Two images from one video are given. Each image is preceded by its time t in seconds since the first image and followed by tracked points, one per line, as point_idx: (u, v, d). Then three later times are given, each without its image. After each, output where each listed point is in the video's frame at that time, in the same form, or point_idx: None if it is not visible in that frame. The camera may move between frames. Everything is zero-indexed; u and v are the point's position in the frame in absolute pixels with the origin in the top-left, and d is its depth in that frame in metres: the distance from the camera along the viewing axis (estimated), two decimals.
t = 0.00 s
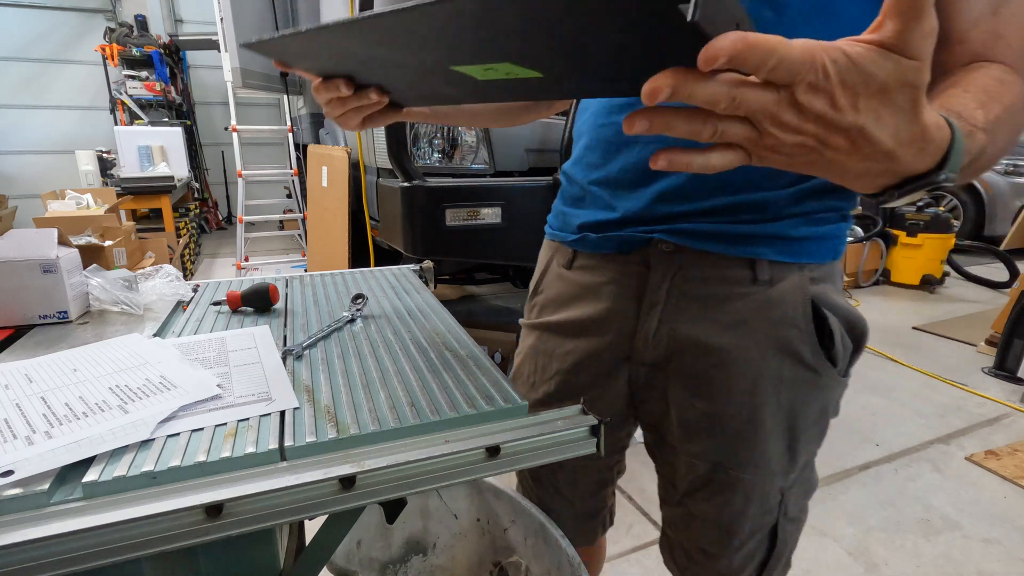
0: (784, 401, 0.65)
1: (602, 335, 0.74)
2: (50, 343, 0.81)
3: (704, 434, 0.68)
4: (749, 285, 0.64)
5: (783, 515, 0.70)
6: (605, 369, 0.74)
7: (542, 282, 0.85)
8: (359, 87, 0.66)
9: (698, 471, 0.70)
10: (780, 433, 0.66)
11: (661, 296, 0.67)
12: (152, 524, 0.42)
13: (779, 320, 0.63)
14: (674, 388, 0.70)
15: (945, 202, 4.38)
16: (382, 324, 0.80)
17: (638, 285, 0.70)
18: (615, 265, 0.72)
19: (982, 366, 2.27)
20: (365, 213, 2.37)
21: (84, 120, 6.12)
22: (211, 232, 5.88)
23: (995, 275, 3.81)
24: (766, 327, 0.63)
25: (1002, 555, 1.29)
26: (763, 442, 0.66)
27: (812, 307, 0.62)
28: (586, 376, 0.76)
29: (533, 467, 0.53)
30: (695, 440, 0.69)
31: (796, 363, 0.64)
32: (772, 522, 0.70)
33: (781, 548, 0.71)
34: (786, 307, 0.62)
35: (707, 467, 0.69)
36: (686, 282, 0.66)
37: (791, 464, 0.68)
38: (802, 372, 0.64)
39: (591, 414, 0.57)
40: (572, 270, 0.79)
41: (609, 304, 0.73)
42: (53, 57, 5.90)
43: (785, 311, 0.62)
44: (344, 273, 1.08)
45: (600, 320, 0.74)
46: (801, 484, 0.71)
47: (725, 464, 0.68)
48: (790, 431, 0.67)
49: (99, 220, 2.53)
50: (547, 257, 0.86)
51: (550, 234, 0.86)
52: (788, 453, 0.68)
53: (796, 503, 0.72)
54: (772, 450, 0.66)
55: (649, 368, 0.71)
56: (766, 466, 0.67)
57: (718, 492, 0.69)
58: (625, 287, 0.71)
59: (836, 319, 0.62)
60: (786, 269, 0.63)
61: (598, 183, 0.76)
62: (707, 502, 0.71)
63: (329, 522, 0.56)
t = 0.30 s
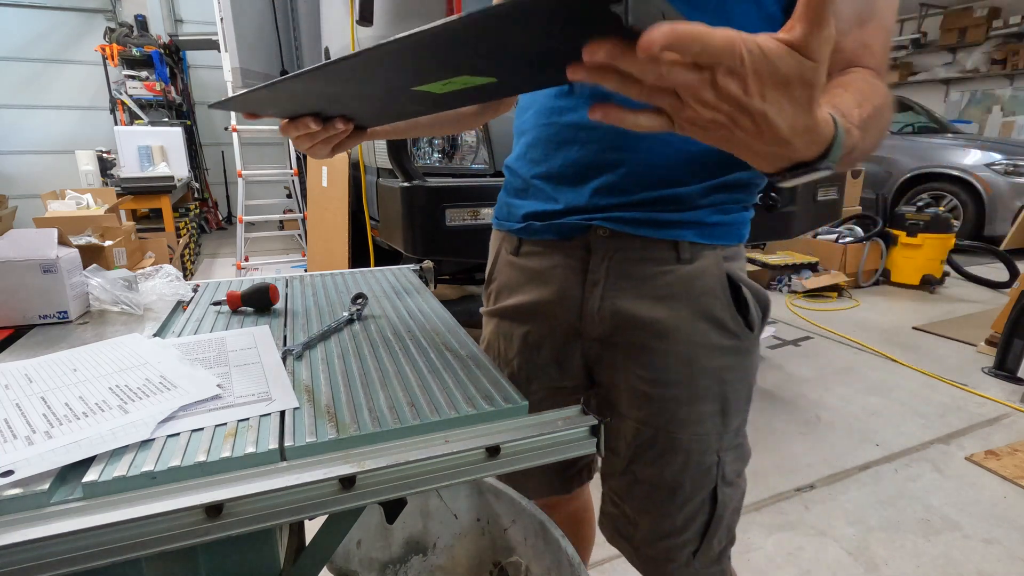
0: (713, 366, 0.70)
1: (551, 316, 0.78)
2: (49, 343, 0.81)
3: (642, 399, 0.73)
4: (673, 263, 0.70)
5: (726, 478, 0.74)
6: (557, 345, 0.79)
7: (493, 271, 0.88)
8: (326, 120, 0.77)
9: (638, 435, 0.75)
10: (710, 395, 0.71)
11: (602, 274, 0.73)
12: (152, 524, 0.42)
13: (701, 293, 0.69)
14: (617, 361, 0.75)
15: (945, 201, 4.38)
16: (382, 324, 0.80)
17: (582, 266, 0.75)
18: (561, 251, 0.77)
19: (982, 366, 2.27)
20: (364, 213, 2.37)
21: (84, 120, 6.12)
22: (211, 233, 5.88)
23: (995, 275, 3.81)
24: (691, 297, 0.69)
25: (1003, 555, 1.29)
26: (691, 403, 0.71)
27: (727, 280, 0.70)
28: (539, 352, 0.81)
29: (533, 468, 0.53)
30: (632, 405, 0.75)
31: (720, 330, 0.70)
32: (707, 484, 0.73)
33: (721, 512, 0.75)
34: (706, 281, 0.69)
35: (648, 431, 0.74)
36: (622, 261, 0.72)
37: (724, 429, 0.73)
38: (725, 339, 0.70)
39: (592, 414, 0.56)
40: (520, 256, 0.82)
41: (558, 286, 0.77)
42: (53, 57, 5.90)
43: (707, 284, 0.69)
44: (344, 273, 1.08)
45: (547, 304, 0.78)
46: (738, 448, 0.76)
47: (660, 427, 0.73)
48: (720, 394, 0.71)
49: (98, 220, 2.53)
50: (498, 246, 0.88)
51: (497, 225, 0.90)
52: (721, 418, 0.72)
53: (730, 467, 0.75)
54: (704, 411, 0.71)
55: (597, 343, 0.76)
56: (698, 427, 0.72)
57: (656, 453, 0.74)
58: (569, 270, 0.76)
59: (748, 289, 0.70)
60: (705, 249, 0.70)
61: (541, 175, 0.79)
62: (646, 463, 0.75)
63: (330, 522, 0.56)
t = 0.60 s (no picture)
0: (679, 336, 0.74)
1: (535, 305, 0.79)
2: (49, 343, 0.81)
3: (618, 370, 0.74)
4: (643, 247, 0.73)
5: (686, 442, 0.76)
6: (539, 330, 0.79)
7: (477, 267, 0.87)
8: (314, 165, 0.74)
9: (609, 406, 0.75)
10: (675, 363, 0.74)
11: (584, 262, 0.74)
12: (152, 524, 0.42)
13: (669, 268, 0.73)
14: (595, 338, 0.76)
15: (945, 201, 4.37)
16: (382, 324, 0.80)
17: (566, 257, 0.76)
18: (545, 246, 0.77)
19: (982, 366, 2.27)
20: (364, 213, 2.37)
21: (84, 120, 6.12)
22: (211, 233, 5.88)
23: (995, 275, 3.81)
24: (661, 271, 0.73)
25: (1002, 555, 1.29)
26: (658, 370, 0.73)
27: (689, 258, 0.75)
28: (522, 340, 0.82)
29: (532, 467, 0.53)
30: (606, 376, 0.75)
31: (682, 301, 0.74)
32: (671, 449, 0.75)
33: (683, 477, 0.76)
34: (671, 258, 0.74)
35: (618, 401, 0.74)
36: (602, 249, 0.73)
37: (684, 394, 0.75)
38: (687, 309, 0.75)
39: (592, 414, 0.56)
40: (503, 253, 0.82)
41: (545, 277, 0.77)
42: (53, 57, 5.90)
43: (673, 261, 0.74)
44: (344, 273, 1.08)
45: (533, 294, 0.78)
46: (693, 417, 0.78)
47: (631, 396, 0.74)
48: (683, 361, 0.74)
49: (99, 220, 2.53)
50: (476, 244, 0.88)
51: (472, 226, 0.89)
52: (684, 384, 0.75)
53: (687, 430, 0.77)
54: (669, 378, 0.74)
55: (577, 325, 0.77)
56: (665, 395, 0.74)
57: (627, 420, 0.74)
58: (552, 260, 0.76)
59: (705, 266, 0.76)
60: (670, 234, 0.74)
61: (516, 177, 0.79)
62: (615, 432, 0.75)
63: (330, 523, 0.56)
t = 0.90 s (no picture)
0: (675, 329, 0.75)
1: (532, 303, 0.79)
2: (50, 343, 0.81)
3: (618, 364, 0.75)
4: (638, 244, 0.73)
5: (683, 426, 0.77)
6: (538, 330, 0.79)
7: (472, 268, 0.87)
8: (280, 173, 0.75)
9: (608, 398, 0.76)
10: (671, 354, 0.75)
11: (583, 260, 0.74)
12: (153, 524, 0.42)
13: (662, 264, 0.74)
14: (593, 334, 0.76)
15: (946, 201, 4.37)
16: (381, 324, 0.80)
17: (564, 257, 0.75)
18: (541, 246, 0.77)
19: (982, 366, 2.27)
20: (365, 213, 2.37)
21: (84, 120, 6.12)
22: (211, 233, 5.88)
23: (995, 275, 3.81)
24: (655, 267, 0.74)
25: (1002, 556, 1.29)
26: (655, 362, 0.74)
27: (681, 255, 0.76)
28: (521, 338, 0.82)
29: (532, 467, 0.53)
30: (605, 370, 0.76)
31: (676, 295, 0.75)
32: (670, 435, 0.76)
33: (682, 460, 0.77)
34: (664, 255, 0.75)
35: (618, 394, 0.75)
36: (598, 247, 0.73)
37: (681, 384, 0.77)
38: (681, 304, 0.76)
39: (592, 414, 0.56)
40: (500, 253, 0.82)
41: (543, 276, 0.77)
42: (53, 57, 5.90)
43: (667, 258, 0.75)
44: (344, 273, 1.08)
45: (532, 293, 0.78)
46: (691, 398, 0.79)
47: (631, 388, 0.75)
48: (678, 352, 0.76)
49: (99, 220, 2.53)
50: (470, 248, 0.88)
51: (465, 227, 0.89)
52: (681, 373, 0.76)
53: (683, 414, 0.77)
54: (665, 369, 0.75)
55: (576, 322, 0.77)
56: (664, 387, 0.75)
57: (627, 411, 0.75)
58: (549, 260, 0.76)
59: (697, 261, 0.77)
60: (663, 231, 0.75)
61: (509, 178, 0.78)
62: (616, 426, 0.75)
63: (331, 523, 0.56)
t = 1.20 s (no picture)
0: (673, 333, 0.75)
1: (530, 304, 0.79)
2: (50, 343, 0.81)
3: (616, 367, 0.74)
4: (635, 247, 0.73)
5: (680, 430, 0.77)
6: (533, 332, 0.79)
7: (470, 268, 0.87)
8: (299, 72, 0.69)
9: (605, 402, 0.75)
10: (669, 359, 0.75)
11: (579, 262, 0.74)
12: (153, 524, 0.42)
13: (659, 269, 0.74)
14: (590, 336, 0.76)
15: (946, 201, 4.37)
16: (381, 324, 0.80)
17: (561, 257, 0.76)
18: (538, 247, 0.78)
19: (983, 366, 2.27)
20: (365, 213, 2.37)
21: (85, 120, 6.12)
22: (211, 233, 5.88)
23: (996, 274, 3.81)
24: (652, 271, 0.74)
25: (1002, 556, 1.29)
26: (651, 365, 0.74)
27: (678, 259, 0.76)
28: (517, 339, 0.82)
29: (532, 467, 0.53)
30: (602, 373, 0.76)
31: (673, 299, 0.75)
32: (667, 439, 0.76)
33: (679, 464, 0.77)
34: (662, 258, 0.75)
35: (613, 396, 0.75)
36: (595, 249, 0.74)
37: (678, 388, 0.76)
38: (678, 306, 0.76)
39: (591, 414, 0.57)
40: (498, 254, 0.82)
41: (541, 277, 0.77)
42: (53, 57, 5.90)
43: (664, 260, 0.74)
44: (344, 274, 1.08)
45: (529, 293, 0.78)
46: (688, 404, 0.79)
47: (628, 392, 0.74)
48: (676, 356, 0.76)
49: (99, 220, 2.54)
50: (470, 247, 0.88)
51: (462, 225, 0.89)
52: (678, 376, 0.76)
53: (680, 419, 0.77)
54: (664, 373, 0.75)
55: (574, 324, 0.77)
56: (660, 390, 0.75)
57: (624, 415, 0.75)
58: (547, 260, 0.77)
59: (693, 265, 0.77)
60: (660, 235, 0.75)
61: (506, 178, 0.78)
62: (611, 429, 0.75)
63: (331, 523, 0.56)
